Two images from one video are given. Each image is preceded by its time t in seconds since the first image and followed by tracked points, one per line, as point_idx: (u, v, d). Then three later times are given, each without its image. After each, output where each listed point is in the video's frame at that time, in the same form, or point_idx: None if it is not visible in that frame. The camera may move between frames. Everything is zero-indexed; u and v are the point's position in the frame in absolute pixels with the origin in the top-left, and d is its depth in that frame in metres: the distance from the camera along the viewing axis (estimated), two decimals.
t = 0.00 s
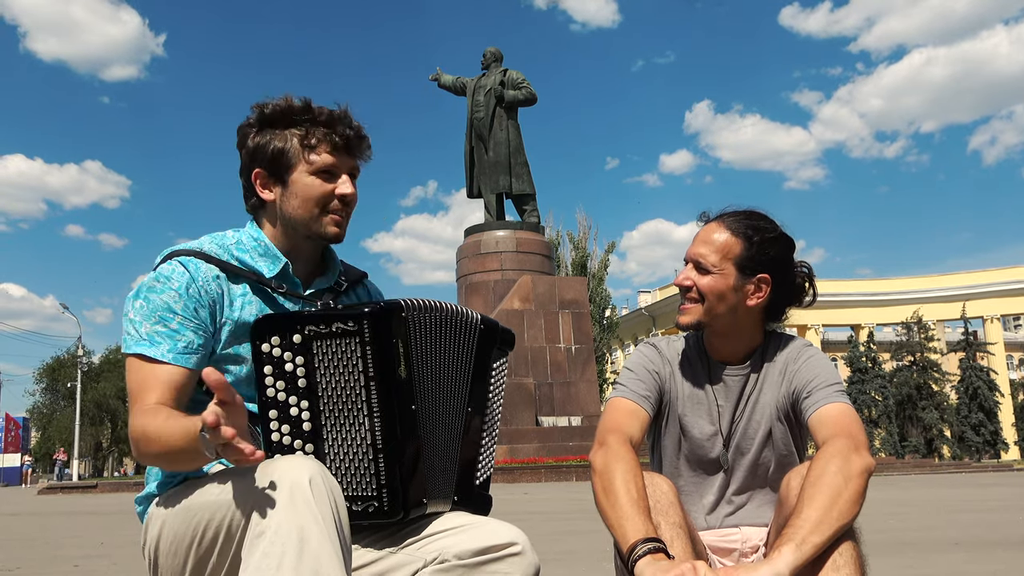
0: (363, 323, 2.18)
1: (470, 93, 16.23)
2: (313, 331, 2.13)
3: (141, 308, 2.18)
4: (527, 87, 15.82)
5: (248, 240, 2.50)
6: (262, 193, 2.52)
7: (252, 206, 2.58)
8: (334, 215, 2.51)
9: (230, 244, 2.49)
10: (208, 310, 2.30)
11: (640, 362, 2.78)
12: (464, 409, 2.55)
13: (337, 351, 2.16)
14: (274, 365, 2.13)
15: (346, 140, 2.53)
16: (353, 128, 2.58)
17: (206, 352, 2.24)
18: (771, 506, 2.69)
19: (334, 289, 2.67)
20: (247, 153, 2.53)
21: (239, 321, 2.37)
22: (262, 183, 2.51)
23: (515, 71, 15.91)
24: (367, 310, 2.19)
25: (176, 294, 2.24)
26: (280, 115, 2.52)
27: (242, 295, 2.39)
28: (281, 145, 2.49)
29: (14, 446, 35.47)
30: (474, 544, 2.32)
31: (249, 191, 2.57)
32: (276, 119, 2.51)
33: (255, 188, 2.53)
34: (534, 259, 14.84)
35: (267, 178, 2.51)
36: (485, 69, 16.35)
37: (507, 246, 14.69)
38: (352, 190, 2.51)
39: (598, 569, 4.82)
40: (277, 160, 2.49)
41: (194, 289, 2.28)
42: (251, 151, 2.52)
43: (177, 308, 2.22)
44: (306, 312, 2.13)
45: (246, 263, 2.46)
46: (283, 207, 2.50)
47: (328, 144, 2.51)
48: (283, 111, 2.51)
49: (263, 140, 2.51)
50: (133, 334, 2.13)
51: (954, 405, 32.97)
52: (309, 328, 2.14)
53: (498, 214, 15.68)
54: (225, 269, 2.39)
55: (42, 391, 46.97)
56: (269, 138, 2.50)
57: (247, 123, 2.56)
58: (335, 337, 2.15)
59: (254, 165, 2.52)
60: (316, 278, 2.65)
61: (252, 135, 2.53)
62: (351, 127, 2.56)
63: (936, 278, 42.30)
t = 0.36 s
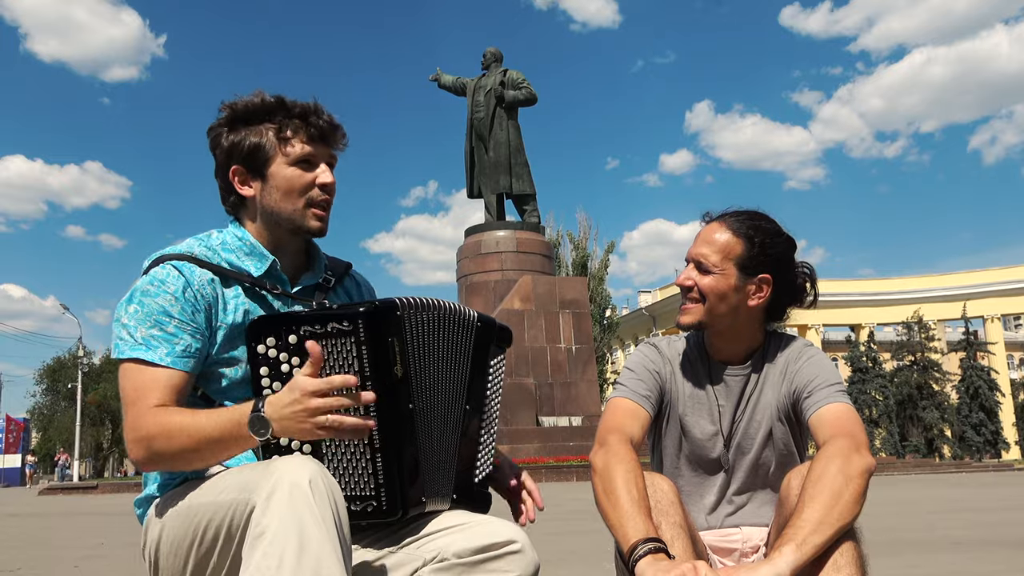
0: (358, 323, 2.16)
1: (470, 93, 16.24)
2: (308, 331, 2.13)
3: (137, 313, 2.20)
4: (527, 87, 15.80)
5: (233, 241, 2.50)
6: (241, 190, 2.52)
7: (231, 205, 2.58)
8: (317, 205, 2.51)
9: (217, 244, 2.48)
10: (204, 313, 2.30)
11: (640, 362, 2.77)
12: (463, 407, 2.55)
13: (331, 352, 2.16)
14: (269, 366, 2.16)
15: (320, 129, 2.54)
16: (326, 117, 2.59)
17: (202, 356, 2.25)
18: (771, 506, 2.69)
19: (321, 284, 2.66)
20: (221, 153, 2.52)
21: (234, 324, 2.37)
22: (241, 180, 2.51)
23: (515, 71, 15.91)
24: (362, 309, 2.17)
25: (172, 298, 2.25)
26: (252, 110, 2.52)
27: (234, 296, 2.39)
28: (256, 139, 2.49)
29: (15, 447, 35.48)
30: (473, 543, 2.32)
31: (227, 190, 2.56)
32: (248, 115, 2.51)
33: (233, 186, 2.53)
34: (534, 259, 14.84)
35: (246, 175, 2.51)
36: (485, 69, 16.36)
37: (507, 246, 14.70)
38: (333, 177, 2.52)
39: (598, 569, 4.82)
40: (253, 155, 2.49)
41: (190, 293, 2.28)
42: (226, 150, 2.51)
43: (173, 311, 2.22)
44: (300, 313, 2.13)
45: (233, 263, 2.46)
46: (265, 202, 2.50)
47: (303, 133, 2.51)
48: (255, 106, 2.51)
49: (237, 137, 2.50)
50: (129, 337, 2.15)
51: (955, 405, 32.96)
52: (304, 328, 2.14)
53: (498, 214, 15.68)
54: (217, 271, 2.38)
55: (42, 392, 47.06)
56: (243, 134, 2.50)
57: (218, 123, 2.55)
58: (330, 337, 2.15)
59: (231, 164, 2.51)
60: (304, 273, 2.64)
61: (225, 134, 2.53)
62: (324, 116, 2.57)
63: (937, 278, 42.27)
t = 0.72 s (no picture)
0: (358, 322, 2.19)
1: (470, 93, 16.24)
2: (308, 330, 2.14)
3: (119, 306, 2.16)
4: (527, 88, 15.81)
5: (239, 241, 2.49)
6: (249, 191, 2.53)
7: (240, 206, 2.59)
8: (322, 209, 2.51)
9: (221, 243, 2.48)
10: (196, 312, 2.28)
11: (640, 362, 2.78)
12: (462, 407, 2.55)
13: (332, 350, 2.17)
14: (270, 365, 2.13)
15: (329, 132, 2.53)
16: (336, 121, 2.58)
17: (180, 358, 2.21)
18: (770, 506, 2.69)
19: (324, 286, 2.67)
20: (233, 153, 2.53)
21: (231, 324, 2.36)
22: (249, 180, 2.52)
23: (516, 71, 15.91)
24: (361, 308, 2.21)
25: (158, 295, 2.21)
26: (265, 111, 2.52)
27: (234, 296, 2.39)
28: (265, 140, 2.49)
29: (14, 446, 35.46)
30: (473, 543, 2.32)
31: (236, 190, 2.57)
32: (261, 115, 2.52)
33: (243, 187, 2.54)
34: (534, 259, 14.84)
35: (254, 175, 2.52)
36: (485, 69, 16.36)
37: (507, 246, 14.70)
38: (339, 182, 2.51)
39: (597, 569, 4.82)
40: (262, 156, 2.50)
41: (182, 291, 2.26)
42: (236, 149, 2.52)
43: (156, 309, 2.19)
44: (301, 312, 2.13)
45: (235, 262, 2.45)
46: (271, 203, 2.51)
47: (311, 136, 2.51)
48: (267, 107, 2.53)
49: (248, 138, 2.51)
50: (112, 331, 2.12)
51: (955, 405, 32.97)
52: (304, 328, 2.14)
53: (498, 214, 15.69)
54: (214, 271, 2.38)
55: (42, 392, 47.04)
56: (254, 135, 2.51)
57: (231, 123, 2.57)
58: (330, 336, 2.16)
59: (240, 163, 2.52)
60: (308, 275, 2.65)
61: (237, 134, 2.54)
62: (334, 119, 2.57)
63: (936, 279, 42.29)
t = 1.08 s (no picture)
0: (360, 322, 2.17)
1: (470, 93, 16.25)
2: (311, 331, 2.11)
3: (140, 315, 2.20)
4: (527, 88, 15.81)
5: (239, 242, 2.49)
6: (248, 192, 2.50)
7: (239, 204, 2.57)
8: (321, 212, 2.50)
9: (221, 244, 2.48)
10: (207, 315, 2.30)
11: (640, 363, 2.78)
12: (464, 409, 2.55)
13: (335, 351, 2.15)
14: (273, 365, 2.12)
15: (328, 135, 2.50)
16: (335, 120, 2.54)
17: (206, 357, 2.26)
18: (771, 506, 2.69)
19: (325, 285, 2.67)
20: (230, 152, 2.50)
21: (237, 326, 2.37)
22: (248, 181, 2.50)
23: (516, 71, 15.92)
24: (365, 309, 2.18)
25: (175, 299, 2.24)
26: (263, 110, 2.48)
27: (239, 298, 2.40)
28: (264, 142, 2.45)
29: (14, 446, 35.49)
30: (473, 543, 2.32)
31: (234, 190, 2.55)
32: (260, 115, 2.48)
33: (242, 187, 2.52)
34: (534, 259, 14.85)
35: (253, 177, 2.49)
36: (485, 70, 16.37)
37: (507, 246, 14.70)
38: (339, 187, 2.50)
39: (598, 569, 4.83)
40: (260, 159, 2.46)
41: (193, 295, 2.28)
42: (234, 148, 2.49)
43: (176, 313, 2.23)
44: (305, 312, 2.11)
45: (238, 264, 2.45)
46: (270, 206, 2.49)
47: (310, 139, 2.47)
48: (266, 106, 2.48)
49: (246, 137, 2.48)
50: (135, 340, 2.16)
51: (955, 405, 32.96)
52: (307, 328, 2.11)
53: (498, 214, 15.69)
54: (223, 274, 2.39)
55: (42, 392, 47.08)
56: (253, 136, 2.47)
57: (228, 121, 2.53)
58: (333, 337, 2.14)
59: (238, 164, 2.49)
60: (309, 275, 2.65)
61: (235, 133, 2.50)
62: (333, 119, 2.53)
63: (936, 278, 42.28)
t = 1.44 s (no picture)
0: (360, 322, 2.18)
1: (470, 93, 16.24)
2: (311, 331, 2.15)
3: (141, 316, 2.20)
4: (527, 88, 15.80)
5: (231, 240, 2.48)
6: (237, 189, 2.50)
7: (227, 202, 2.56)
8: (311, 206, 2.50)
9: (214, 242, 2.47)
10: (207, 315, 2.30)
11: (640, 362, 2.78)
12: (464, 408, 2.52)
13: (335, 350, 2.17)
14: (273, 365, 2.16)
15: (313, 127, 2.50)
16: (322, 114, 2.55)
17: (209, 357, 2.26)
18: (770, 506, 2.70)
19: (320, 282, 2.65)
20: (217, 150, 2.50)
21: (236, 324, 2.38)
22: (237, 178, 2.50)
23: (516, 71, 15.92)
24: (364, 309, 2.19)
25: (177, 299, 2.25)
26: (247, 106, 2.48)
27: (236, 296, 2.40)
28: (252, 138, 2.46)
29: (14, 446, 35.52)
30: (472, 543, 2.32)
31: (222, 187, 2.54)
32: (244, 111, 2.48)
33: (230, 185, 2.52)
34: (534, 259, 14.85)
35: (242, 174, 2.49)
36: (485, 69, 16.37)
37: (507, 246, 14.70)
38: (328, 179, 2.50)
39: (598, 569, 4.83)
40: (248, 154, 2.47)
41: (192, 295, 2.29)
42: (222, 145, 2.49)
43: (178, 313, 2.23)
44: (304, 312, 2.14)
45: (232, 263, 2.44)
46: (260, 201, 2.48)
47: (298, 133, 2.47)
48: (249, 101, 2.48)
49: (233, 134, 2.48)
50: (137, 341, 2.17)
51: (954, 405, 32.96)
52: (307, 328, 2.15)
53: (498, 214, 15.69)
54: (219, 273, 2.38)
55: (42, 392, 47.11)
56: (238, 132, 2.47)
57: (212, 119, 2.53)
58: (332, 337, 2.17)
59: (226, 161, 2.49)
60: (304, 271, 2.63)
61: (220, 131, 2.50)
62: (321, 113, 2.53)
63: (936, 278, 42.26)
